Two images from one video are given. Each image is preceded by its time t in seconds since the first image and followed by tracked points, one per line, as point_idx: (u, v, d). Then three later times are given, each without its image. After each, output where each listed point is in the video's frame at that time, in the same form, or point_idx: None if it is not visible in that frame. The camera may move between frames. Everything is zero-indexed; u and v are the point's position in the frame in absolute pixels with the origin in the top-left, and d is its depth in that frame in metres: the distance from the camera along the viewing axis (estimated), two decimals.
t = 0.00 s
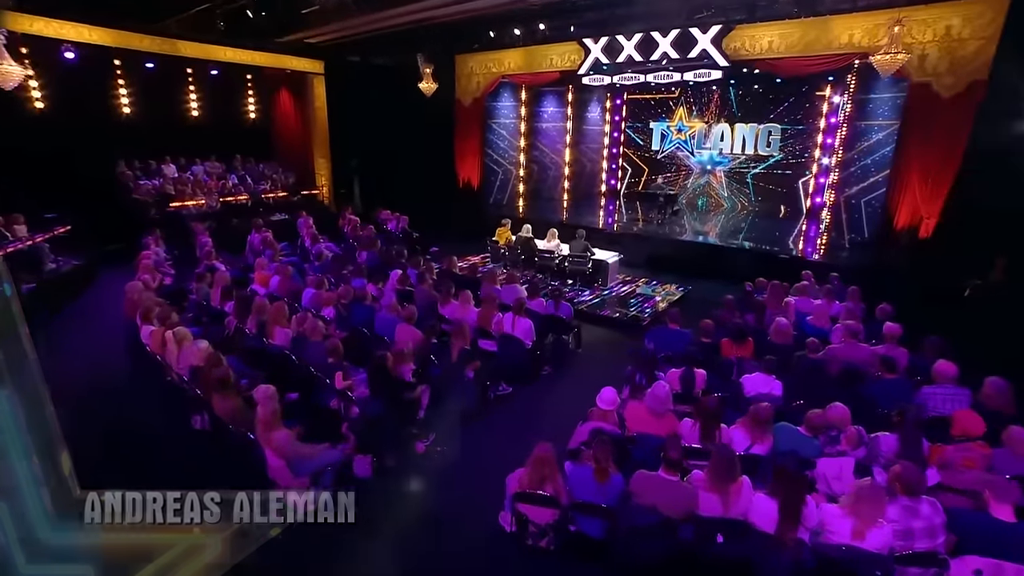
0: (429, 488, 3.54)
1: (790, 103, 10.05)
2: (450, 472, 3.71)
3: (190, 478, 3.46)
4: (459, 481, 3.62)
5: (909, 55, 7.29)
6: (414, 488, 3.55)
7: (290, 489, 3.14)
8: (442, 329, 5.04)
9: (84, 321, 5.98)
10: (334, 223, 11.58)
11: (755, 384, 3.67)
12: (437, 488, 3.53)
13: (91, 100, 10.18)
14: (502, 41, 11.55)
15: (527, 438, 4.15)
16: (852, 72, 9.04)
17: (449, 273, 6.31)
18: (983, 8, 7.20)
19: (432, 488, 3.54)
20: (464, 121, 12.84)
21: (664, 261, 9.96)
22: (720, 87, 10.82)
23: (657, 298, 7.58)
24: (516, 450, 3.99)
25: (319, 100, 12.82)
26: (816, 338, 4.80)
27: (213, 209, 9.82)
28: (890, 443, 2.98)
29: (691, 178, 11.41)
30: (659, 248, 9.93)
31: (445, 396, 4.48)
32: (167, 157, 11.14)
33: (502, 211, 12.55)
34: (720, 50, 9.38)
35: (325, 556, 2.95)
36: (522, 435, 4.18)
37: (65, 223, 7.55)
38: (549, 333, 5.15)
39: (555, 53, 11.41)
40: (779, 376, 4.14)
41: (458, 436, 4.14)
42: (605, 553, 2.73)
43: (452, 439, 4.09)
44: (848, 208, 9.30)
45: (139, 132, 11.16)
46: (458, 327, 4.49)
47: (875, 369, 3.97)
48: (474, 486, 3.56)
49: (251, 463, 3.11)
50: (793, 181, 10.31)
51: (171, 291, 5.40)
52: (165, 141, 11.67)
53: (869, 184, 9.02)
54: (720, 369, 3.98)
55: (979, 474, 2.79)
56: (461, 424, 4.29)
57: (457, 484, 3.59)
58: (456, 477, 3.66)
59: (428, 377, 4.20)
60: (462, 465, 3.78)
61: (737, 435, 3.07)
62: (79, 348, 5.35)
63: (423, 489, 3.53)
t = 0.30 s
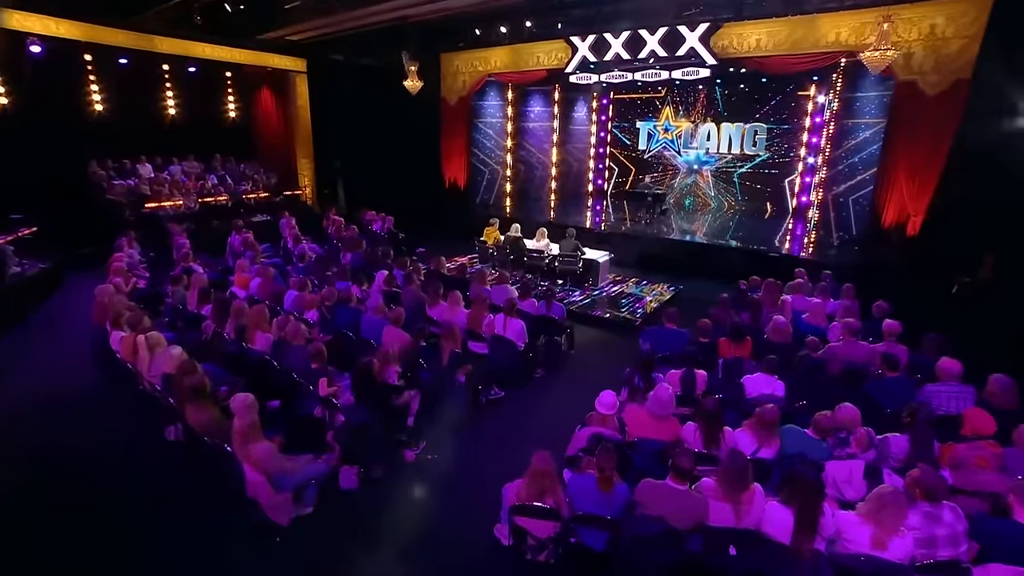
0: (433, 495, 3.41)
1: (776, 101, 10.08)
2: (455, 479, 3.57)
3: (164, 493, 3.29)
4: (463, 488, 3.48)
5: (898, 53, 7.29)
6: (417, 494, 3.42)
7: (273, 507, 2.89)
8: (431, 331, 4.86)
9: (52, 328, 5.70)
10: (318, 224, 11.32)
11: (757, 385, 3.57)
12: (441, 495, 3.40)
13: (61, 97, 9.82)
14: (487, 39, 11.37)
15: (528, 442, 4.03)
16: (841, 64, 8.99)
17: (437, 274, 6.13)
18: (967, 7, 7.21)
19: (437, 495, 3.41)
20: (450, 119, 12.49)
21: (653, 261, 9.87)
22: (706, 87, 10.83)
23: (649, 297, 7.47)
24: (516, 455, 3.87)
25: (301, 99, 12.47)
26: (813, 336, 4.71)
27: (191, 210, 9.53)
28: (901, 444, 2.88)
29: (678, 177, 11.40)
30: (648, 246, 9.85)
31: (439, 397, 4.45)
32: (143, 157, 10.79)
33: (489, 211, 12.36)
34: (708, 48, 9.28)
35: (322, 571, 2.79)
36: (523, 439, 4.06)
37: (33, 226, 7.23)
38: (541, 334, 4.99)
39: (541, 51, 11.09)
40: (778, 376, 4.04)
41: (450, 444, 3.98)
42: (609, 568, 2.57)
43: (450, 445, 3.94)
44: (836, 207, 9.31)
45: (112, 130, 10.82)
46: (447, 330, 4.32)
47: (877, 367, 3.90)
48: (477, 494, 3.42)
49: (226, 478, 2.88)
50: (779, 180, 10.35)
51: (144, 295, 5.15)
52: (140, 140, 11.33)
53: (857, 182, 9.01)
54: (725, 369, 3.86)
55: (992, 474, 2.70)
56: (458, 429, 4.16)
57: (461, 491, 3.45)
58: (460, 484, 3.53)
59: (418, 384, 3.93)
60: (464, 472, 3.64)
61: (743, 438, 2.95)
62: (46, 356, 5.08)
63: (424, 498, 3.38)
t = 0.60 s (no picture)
0: (435, 501, 3.32)
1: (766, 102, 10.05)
2: (455, 486, 3.48)
3: (141, 507, 3.10)
4: (465, 496, 3.38)
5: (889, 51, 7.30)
6: (419, 498, 3.35)
7: (253, 525, 2.70)
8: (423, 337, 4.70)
9: (25, 335, 5.47)
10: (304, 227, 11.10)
11: (762, 388, 3.48)
12: (444, 502, 3.31)
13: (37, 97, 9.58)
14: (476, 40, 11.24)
15: (527, 452, 3.90)
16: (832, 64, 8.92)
17: (428, 276, 5.97)
18: (955, 9, 7.22)
19: (439, 500, 3.33)
20: (439, 121, 12.37)
21: (646, 262, 9.79)
22: (696, 88, 10.81)
23: (643, 300, 7.36)
24: (514, 466, 3.72)
25: (288, 101, 12.27)
26: (813, 337, 4.62)
27: (174, 214, 9.30)
28: (915, 449, 2.73)
29: (669, 179, 11.42)
30: (641, 248, 9.76)
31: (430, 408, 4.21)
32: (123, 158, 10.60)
33: (480, 214, 12.23)
34: (700, 48, 9.19)
35: None
36: (521, 449, 3.93)
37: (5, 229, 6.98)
38: (535, 338, 4.85)
39: (532, 52, 11.05)
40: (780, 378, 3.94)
41: (443, 453, 3.82)
42: None
43: (445, 454, 3.81)
44: (828, 207, 9.35)
45: (90, 130, 10.59)
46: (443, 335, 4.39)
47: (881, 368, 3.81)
48: (478, 502, 3.32)
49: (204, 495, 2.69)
50: (768, 181, 10.42)
51: (122, 300, 4.93)
52: (120, 142, 11.08)
53: (848, 182, 9.09)
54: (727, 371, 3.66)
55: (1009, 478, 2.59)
56: (455, 438, 4.02)
57: (463, 501, 3.34)
58: (462, 491, 3.43)
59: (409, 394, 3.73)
60: (463, 481, 3.53)
61: (751, 444, 2.81)
62: (15, 364, 4.83)
63: (424, 511, 3.24)
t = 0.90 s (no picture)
0: (435, 506, 3.24)
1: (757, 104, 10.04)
2: (455, 491, 3.40)
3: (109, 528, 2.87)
4: (466, 501, 3.30)
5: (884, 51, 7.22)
6: (419, 503, 3.27)
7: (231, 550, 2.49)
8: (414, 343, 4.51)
9: None
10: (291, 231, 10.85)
11: (770, 393, 3.39)
12: (444, 507, 3.23)
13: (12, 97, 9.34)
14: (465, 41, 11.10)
15: (527, 462, 3.73)
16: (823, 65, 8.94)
17: (419, 280, 5.78)
18: (945, 11, 7.19)
19: (438, 505, 3.25)
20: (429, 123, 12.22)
21: (640, 265, 9.67)
22: (686, 92, 10.75)
23: (638, 303, 7.24)
24: (514, 476, 3.56)
25: (274, 103, 11.87)
26: (816, 340, 4.51)
27: (155, 217, 9.01)
28: (936, 456, 2.63)
29: (659, 182, 11.31)
30: (634, 250, 9.63)
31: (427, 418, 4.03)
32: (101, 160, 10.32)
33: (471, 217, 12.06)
34: (691, 50, 9.07)
35: None
36: (522, 460, 3.74)
37: None
38: (531, 343, 4.68)
39: (521, 54, 10.73)
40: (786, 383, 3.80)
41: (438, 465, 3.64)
42: None
43: (442, 468, 3.64)
44: (821, 209, 9.24)
45: (65, 131, 10.34)
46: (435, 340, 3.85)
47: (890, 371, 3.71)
48: (480, 507, 3.25)
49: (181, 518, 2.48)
50: (760, 184, 10.33)
51: (96, 307, 4.68)
52: (98, 143, 10.81)
53: (841, 184, 8.97)
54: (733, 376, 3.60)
55: None
56: (450, 449, 3.84)
57: (463, 506, 3.26)
58: (462, 497, 3.34)
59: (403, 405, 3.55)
60: (463, 487, 3.44)
61: (764, 453, 2.67)
62: None
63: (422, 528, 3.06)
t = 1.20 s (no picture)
0: (435, 508, 3.23)
1: (750, 108, 9.90)
2: (456, 492, 3.39)
3: (83, 548, 2.68)
4: (468, 504, 3.29)
5: (883, 51, 7.17)
6: (419, 507, 3.25)
7: None
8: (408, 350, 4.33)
9: None
10: (282, 235, 10.66)
11: (781, 399, 3.26)
12: (445, 510, 3.22)
13: None
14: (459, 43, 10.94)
15: (524, 480, 3.55)
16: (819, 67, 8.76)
17: (414, 284, 5.62)
18: (942, 11, 7.18)
19: (439, 507, 3.25)
20: (422, 126, 12.07)
21: (638, 268, 9.55)
22: (681, 95, 10.62)
23: (637, 306, 7.11)
24: (510, 495, 3.38)
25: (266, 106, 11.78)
26: (823, 343, 4.40)
27: (143, 221, 8.78)
28: (961, 465, 2.49)
29: (654, 185, 11.27)
30: (631, 253, 9.52)
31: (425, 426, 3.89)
32: (86, 162, 10.10)
33: (465, 221, 11.93)
34: (688, 50, 8.94)
35: None
36: (518, 479, 3.56)
37: None
38: (530, 348, 4.52)
39: (516, 55, 10.76)
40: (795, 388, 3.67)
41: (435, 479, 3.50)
42: None
43: (437, 484, 3.47)
44: (819, 211, 9.17)
45: (49, 133, 10.06)
46: (431, 347, 3.73)
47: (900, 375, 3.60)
48: (482, 509, 3.25)
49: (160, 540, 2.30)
50: (755, 188, 10.21)
51: (75, 314, 4.48)
52: (83, 145, 10.55)
53: (838, 186, 8.95)
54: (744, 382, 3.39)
55: None
56: (447, 464, 3.67)
57: (465, 508, 3.24)
58: (463, 499, 3.33)
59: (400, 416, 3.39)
60: (465, 489, 3.43)
61: (782, 463, 2.53)
62: None
63: (416, 550, 2.88)
